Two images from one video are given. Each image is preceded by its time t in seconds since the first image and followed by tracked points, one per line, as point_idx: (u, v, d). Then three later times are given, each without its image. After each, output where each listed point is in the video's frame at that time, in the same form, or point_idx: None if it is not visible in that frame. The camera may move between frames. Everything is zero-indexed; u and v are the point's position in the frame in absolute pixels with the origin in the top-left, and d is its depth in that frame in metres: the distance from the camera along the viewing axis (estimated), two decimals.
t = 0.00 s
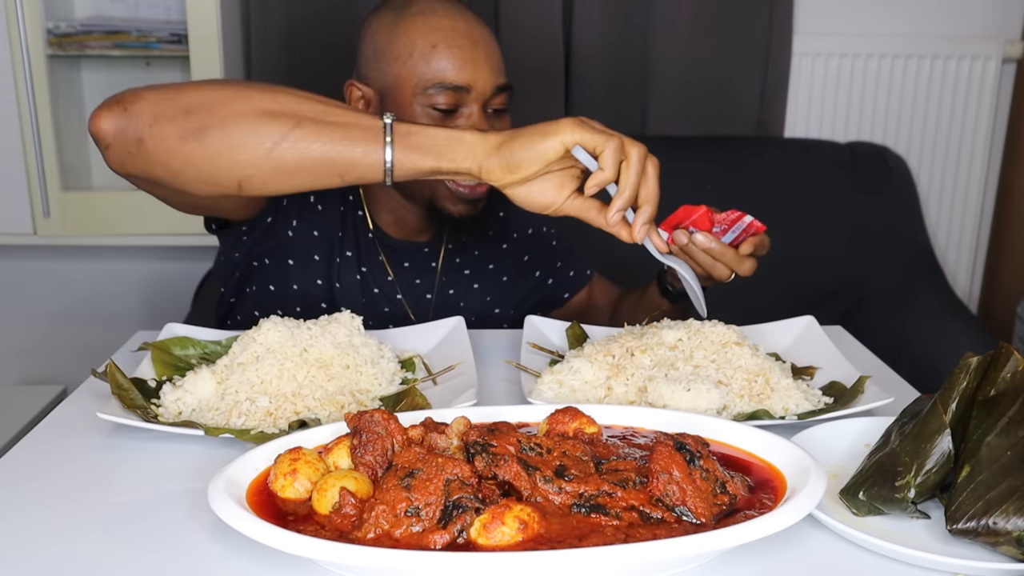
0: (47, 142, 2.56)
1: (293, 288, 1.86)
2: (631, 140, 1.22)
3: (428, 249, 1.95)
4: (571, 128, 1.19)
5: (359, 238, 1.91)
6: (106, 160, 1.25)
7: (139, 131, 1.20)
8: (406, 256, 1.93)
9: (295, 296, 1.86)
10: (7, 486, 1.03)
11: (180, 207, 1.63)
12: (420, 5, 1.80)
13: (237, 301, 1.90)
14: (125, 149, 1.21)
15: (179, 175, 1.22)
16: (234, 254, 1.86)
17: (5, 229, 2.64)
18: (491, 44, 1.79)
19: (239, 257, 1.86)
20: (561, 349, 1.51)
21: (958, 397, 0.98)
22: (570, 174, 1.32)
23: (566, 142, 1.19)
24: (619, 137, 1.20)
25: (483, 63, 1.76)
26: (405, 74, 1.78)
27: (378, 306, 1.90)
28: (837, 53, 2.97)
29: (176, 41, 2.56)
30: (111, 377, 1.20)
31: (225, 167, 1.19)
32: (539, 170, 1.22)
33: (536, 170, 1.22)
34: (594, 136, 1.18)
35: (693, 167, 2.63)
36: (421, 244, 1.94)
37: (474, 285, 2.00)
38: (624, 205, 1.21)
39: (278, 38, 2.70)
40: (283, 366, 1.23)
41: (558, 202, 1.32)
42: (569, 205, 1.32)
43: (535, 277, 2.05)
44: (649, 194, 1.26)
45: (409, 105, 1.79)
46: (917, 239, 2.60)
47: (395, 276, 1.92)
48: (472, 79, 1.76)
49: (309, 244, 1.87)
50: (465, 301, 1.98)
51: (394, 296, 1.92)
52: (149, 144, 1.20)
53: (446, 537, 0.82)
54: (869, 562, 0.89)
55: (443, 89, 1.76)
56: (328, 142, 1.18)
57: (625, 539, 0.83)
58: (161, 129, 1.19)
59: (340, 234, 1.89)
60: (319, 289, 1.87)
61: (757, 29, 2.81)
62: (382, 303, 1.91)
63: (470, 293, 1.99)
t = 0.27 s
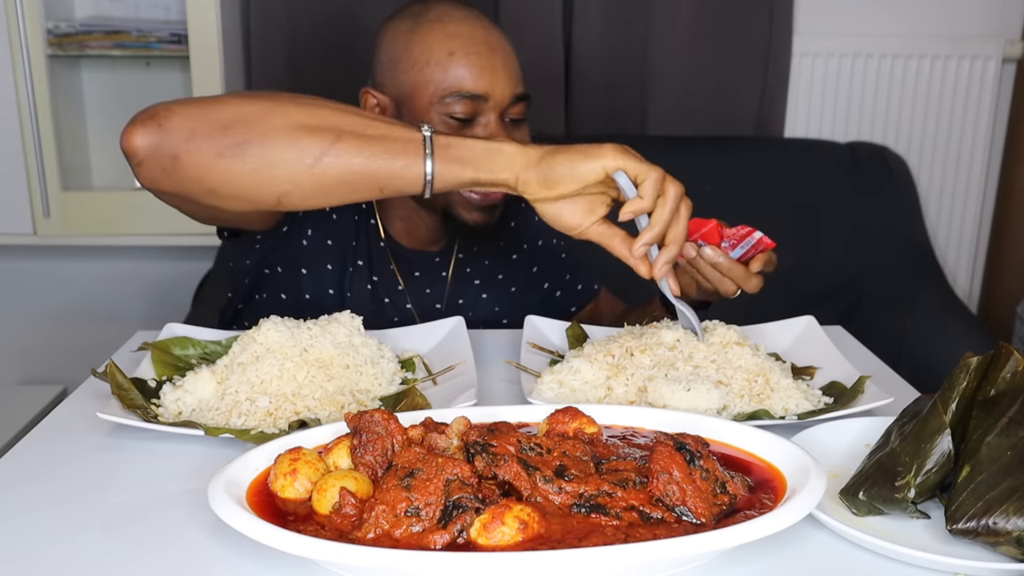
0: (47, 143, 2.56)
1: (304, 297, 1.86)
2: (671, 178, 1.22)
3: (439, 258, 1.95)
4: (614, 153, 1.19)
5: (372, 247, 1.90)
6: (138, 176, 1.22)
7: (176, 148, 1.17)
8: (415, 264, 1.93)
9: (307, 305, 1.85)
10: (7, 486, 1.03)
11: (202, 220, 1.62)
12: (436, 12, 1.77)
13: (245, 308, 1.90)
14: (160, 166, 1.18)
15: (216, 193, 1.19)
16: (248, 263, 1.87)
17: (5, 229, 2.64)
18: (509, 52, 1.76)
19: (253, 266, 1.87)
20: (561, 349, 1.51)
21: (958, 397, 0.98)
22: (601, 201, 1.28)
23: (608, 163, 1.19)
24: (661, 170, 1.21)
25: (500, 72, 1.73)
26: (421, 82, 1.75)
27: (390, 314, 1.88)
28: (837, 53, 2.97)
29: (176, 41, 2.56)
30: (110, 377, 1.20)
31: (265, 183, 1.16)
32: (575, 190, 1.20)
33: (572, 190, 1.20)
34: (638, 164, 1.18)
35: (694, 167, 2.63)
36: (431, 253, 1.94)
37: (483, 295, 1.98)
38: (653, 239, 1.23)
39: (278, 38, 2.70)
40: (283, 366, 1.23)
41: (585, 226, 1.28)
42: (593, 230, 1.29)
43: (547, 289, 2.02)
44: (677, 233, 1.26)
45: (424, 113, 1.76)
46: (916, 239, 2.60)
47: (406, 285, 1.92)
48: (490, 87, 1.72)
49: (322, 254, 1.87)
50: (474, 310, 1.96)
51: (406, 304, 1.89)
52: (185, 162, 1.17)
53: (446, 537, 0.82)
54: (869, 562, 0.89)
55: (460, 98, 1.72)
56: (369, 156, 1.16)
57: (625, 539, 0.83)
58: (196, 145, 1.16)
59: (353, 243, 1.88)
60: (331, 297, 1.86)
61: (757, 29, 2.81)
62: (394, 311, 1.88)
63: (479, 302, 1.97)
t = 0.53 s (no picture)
0: (47, 143, 2.56)
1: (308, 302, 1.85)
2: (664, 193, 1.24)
3: (447, 266, 1.92)
4: (611, 162, 1.19)
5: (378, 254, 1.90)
6: (131, 186, 1.21)
7: (169, 158, 1.15)
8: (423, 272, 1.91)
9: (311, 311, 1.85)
10: (6, 487, 1.03)
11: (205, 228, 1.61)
12: (449, 18, 1.77)
13: (249, 312, 1.89)
14: (154, 175, 1.17)
15: (211, 201, 1.19)
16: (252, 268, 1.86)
17: (5, 229, 2.64)
18: (523, 57, 1.75)
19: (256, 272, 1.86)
20: (561, 349, 1.51)
21: (958, 398, 0.98)
22: (592, 206, 1.30)
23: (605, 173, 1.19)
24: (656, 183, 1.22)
25: (515, 78, 1.71)
26: (433, 87, 1.75)
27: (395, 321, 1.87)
28: (837, 53, 2.97)
29: (176, 41, 2.56)
30: (111, 377, 1.20)
31: (260, 189, 1.16)
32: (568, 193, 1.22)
33: (565, 192, 1.22)
34: (634, 176, 1.19)
35: (694, 167, 2.63)
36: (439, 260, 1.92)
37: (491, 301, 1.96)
38: (640, 248, 1.24)
39: (278, 38, 2.70)
40: (283, 366, 1.23)
41: (573, 227, 1.31)
42: (583, 232, 1.32)
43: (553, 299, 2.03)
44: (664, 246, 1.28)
45: (436, 119, 1.75)
46: (916, 239, 2.59)
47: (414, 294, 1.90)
48: (503, 93, 1.71)
49: (327, 260, 1.86)
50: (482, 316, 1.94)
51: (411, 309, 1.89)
52: (180, 171, 1.16)
53: (446, 537, 0.82)
54: (869, 562, 0.89)
55: (473, 103, 1.71)
56: (365, 159, 1.16)
57: (625, 539, 0.83)
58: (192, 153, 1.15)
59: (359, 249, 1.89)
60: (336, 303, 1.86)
61: (757, 29, 2.81)
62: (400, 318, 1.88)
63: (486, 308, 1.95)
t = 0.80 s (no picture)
0: (47, 143, 2.56)
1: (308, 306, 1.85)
2: (645, 182, 1.23)
3: (451, 267, 1.92)
4: (588, 153, 1.19)
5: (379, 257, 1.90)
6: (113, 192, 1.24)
7: (149, 163, 1.19)
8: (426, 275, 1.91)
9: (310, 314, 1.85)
10: (6, 487, 1.03)
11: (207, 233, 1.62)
12: (459, 20, 1.77)
13: (249, 314, 1.88)
14: (135, 181, 1.20)
15: (191, 204, 1.22)
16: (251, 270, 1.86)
17: (5, 229, 2.64)
18: (534, 61, 1.75)
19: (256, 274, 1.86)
20: (561, 348, 1.51)
21: (958, 397, 0.98)
22: (574, 198, 1.27)
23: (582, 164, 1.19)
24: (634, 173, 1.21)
25: (525, 81, 1.71)
26: (443, 90, 1.74)
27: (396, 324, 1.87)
28: (837, 53, 2.97)
29: (176, 41, 2.56)
30: (111, 377, 1.20)
31: (240, 191, 1.20)
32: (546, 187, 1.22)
33: (544, 186, 1.21)
34: (611, 166, 1.19)
35: (694, 167, 2.63)
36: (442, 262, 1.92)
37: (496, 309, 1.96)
38: (621, 239, 1.22)
39: (278, 38, 2.70)
40: (283, 366, 1.23)
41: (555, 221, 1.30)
42: (565, 225, 1.28)
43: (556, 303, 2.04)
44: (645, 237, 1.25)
45: (445, 121, 1.75)
46: (916, 239, 2.59)
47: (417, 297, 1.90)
48: (513, 95, 1.70)
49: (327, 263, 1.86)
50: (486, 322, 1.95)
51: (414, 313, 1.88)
52: (159, 177, 1.19)
53: (446, 537, 0.82)
54: (869, 562, 0.89)
55: (483, 106, 1.71)
56: (343, 158, 1.18)
57: (625, 539, 0.83)
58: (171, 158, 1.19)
59: (359, 251, 1.88)
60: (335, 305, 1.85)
61: (757, 29, 2.81)
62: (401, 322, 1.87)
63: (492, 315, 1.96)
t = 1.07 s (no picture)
0: (47, 143, 2.56)
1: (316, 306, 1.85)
2: (702, 188, 1.27)
3: (453, 270, 1.93)
4: (648, 156, 1.21)
5: (388, 258, 1.89)
6: (167, 184, 1.21)
7: (208, 155, 1.16)
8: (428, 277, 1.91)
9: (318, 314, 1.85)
10: (6, 487, 1.03)
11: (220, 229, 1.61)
12: (463, 21, 1.77)
13: (254, 313, 1.89)
14: (193, 173, 1.17)
15: (249, 200, 1.19)
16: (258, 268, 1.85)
17: (5, 229, 2.64)
18: (537, 62, 1.75)
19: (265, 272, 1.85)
20: (561, 348, 1.51)
21: (958, 398, 0.98)
22: (626, 204, 1.32)
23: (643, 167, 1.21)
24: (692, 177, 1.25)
25: (529, 81, 1.71)
26: (448, 90, 1.74)
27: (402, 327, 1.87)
28: (837, 53, 2.97)
29: (176, 41, 2.57)
30: (111, 377, 1.20)
31: (303, 186, 1.17)
32: (603, 190, 1.24)
33: (601, 189, 1.24)
34: (671, 168, 1.22)
35: (694, 166, 2.63)
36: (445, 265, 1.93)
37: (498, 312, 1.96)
38: (678, 243, 1.25)
39: (279, 38, 2.70)
40: (283, 366, 1.23)
41: (607, 227, 1.33)
42: (617, 232, 1.34)
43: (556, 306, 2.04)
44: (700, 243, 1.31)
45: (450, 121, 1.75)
46: (916, 239, 2.59)
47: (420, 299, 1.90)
48: (518, 95, 1.71)
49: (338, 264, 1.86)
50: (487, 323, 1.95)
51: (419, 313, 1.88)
52: (218, 170, 1.16)
53: (446, 537, 0.82)
54: (869, 562, 0.89)
55: (489, 105, 1.71)
56: (405, 156, 1.18)
57: (625, 539, 0.83)
58: (230, 152, 1.15)
59: (368, 254, 1.88)
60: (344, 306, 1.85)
61: (757, 29, 2.81)
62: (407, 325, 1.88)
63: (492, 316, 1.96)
